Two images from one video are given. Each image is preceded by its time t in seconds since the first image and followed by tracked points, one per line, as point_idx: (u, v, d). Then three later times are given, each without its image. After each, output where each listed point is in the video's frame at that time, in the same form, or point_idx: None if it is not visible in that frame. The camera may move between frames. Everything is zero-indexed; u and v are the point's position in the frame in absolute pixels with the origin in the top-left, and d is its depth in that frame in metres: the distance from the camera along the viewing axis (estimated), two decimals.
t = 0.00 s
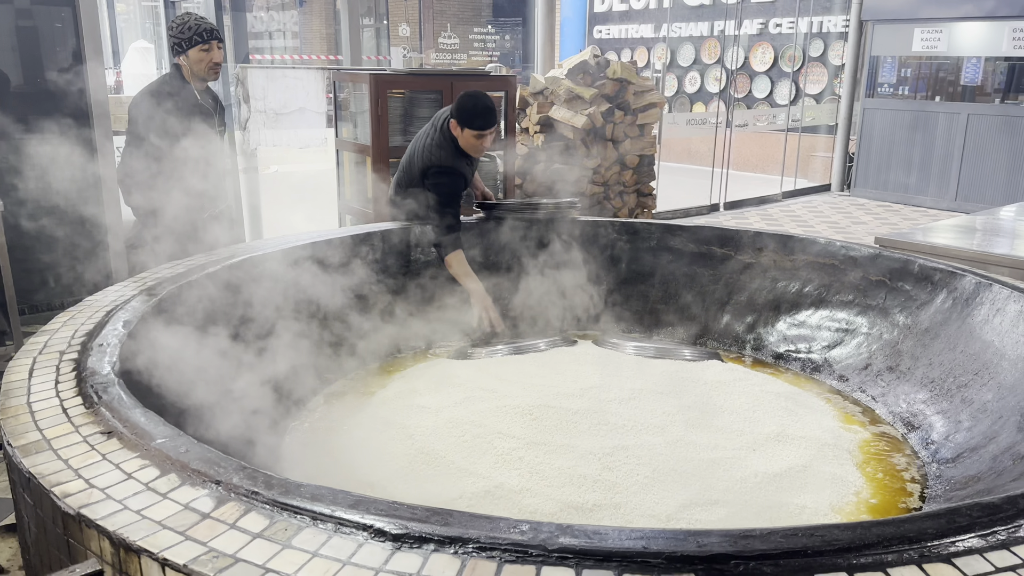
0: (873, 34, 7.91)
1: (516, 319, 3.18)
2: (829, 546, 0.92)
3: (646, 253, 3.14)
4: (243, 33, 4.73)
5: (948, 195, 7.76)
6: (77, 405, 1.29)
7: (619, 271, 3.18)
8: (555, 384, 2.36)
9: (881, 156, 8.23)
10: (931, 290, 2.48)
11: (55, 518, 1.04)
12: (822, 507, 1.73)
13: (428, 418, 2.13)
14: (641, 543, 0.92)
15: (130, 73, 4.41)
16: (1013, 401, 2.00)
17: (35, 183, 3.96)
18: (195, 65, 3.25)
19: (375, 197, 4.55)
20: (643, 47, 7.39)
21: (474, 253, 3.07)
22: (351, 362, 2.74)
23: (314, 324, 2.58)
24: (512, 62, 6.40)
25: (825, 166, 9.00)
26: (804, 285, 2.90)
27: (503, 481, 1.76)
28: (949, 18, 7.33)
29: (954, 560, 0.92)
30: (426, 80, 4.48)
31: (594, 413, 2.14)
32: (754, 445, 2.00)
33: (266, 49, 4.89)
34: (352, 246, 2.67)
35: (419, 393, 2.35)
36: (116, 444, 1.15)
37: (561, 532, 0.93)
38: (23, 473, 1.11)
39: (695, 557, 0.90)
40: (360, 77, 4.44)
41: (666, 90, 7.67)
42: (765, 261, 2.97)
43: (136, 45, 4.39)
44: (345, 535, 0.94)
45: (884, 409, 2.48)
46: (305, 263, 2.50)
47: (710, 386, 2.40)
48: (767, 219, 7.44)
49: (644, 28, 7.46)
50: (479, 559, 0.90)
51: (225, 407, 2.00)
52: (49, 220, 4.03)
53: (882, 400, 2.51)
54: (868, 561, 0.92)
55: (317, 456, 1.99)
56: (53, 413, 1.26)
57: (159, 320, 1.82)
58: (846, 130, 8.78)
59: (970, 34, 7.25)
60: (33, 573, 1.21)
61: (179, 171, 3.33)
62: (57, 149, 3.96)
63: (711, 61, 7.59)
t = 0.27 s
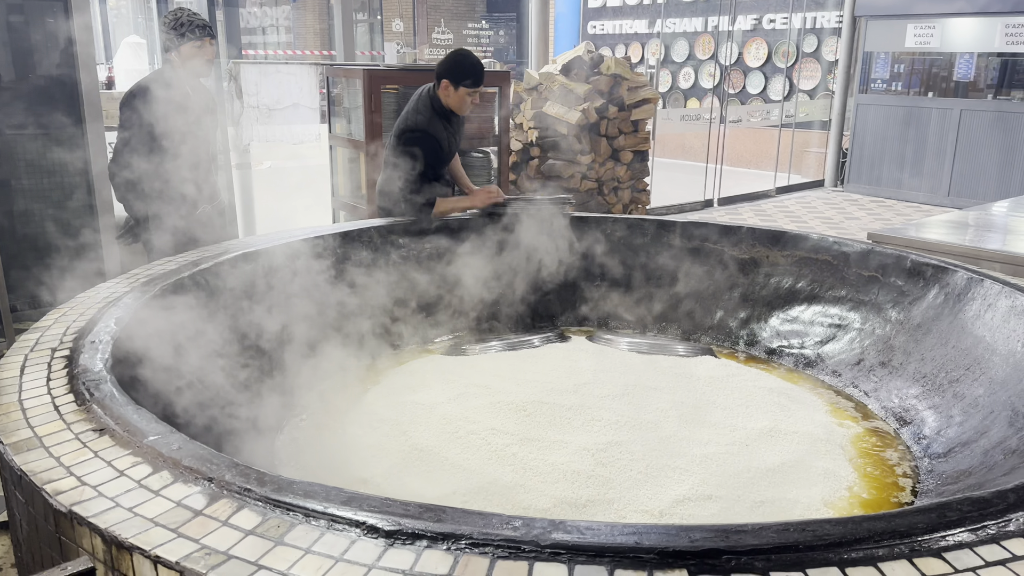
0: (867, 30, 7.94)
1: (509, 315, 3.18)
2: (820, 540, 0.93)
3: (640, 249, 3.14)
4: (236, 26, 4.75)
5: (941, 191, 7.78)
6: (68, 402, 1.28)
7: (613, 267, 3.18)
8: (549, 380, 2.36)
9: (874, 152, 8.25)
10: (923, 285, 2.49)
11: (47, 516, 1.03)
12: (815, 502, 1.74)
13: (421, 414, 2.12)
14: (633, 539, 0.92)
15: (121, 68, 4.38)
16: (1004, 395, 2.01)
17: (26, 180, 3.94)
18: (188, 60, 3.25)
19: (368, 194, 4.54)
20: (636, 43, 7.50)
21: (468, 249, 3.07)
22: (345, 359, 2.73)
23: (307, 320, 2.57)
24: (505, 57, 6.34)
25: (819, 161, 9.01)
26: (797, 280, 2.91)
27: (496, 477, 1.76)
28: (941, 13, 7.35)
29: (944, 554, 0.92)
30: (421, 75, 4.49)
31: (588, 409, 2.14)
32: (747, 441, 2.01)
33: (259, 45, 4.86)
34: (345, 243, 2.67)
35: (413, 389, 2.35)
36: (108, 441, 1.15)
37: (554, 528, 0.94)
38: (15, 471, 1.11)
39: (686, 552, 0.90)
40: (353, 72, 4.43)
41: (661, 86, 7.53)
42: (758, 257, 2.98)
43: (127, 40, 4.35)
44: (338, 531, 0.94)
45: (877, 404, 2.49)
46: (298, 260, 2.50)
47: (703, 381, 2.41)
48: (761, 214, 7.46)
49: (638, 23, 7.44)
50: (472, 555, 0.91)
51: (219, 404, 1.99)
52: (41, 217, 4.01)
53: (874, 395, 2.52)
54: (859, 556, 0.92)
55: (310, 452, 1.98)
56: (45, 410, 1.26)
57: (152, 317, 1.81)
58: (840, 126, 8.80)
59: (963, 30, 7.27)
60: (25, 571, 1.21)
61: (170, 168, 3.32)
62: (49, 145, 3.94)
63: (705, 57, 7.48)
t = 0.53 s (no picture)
0: (859, 28, 7.97)
1: (503, 312, 3.18)
2: (813, 536, 0.93)
3: (633, 247, 3.15)
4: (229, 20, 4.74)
5: (932, 189, 7.82)
6: (60, 400, 1.28)
7: (606, 264, 3.19)
8: (542, 377, 2.36)
9: (865, 150, 8.29)
10: (914, 283, 2.51)
11: (39, 513, 1.03)
12: (807, 498, 1.75)
13: (415, 411, 2.12)
14: (627, 535, 0.92)
15: (113, 64, 4.37)
16: (994, 392, 2.02)
17: (16, 176, 3.91)
18: (177, 56, 3.22)
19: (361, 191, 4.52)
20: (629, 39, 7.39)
21: (461, 245, 3.07)
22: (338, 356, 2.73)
23: (300, 317, 2.57)
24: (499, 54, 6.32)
25: (811, 159, 9.04)
26: (789, 277, 2.92)
27: (490, 474, 1.76)
28: (932, 12, 7.37)
29: (936, 550, 0.93)
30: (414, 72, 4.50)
31: (580, 405, 2.15)
32: (739, 437, 2.02)
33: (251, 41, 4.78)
34: (337, 239, 2.66)
35: (407, 385, 2.35)
36: (100, 439, 1.14)
37: (548, 524, 0.94)
38: (6, 469, 1.10)
39: (680, 549, 0.91)
40: (346, 69, 4.40)
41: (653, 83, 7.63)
42: (750, 254, 2.99)
43: (119, 36, 4.32)
44: (331, 529, 0.94)
45: (868, 400, 2.50)
46: (290, 256, 2.49)
47: (696, 378, 2.42)
48: (753, 212, 7.47)
49: (630, 20, 7.39)
50: (466, 552, 0.91)
51: (211, 401, 1.98)
52: (31, 214, 3.99)
53: (866, 391, 2.53)
54: (852, 551, 0.93)
55: (303, 449, 1.98)
56: (36, 407, 1.25)
57: (144, 315, 1.81)
58: (831, 124, 8.83)
59: (954, 28, 7.29)
60: (16, 569, 1.20)
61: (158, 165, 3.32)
62: (39, 141, 3.91)
63: (698, 54, 7.60)
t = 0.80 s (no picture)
0: (854, 29, 7.99)
1: (499, 311, 3.17)
2: (810, 536, 0.94)
3: (629, 246, 3.15)
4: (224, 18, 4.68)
5: (927, 189, 7.84)
6: (56, 398, 1.27)
7: (602, 264, 3.19)
8: (539, 377, 2.36)
9: (861, 150, 8.31)
10: (909, 283, 2.51)
11: (36, 512, 1.03)
12: (803, 498, 1.75)
13: (412, 411, 2.12)
14: (625, 535, 0.92)
15: (108, 61, 4.38)
16: (989, 392, 2.03)
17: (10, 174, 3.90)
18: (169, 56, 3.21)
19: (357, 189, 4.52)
20: (626, 39, 7.51)
21: (457, 244, 3.07)
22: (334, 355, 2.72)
23: (296, 316, 2.56)
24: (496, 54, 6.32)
25: (806, 159, 9.05)
26: (785, 278, 2.93)
27: (487, 473, 1.76)
28: (927, 13, 7.40)
29: (933, 550, 0.93)
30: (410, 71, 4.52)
31: (578, 405, 2.15)
32: (736, 437, 2.02)
33: (246, 39, 4.81)
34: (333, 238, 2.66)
35: (404, 384, 2.35)
36: (97, 438, 1.14)
37: (546, 524, 0.94)
38: (2, 467, 1.10)
39: (678, 549, 0.91)
40: (342, 67, 4.38)
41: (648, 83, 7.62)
42: (746, 254, 2.99)
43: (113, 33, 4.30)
44: (329, 528, 0.94)
45: (863, 400, 2.51)
46: (286, 255, 2.48)
47: (693, 378, 2.42)
48: (748, 212, 7.49)
49: (626, 20, 7.43)
50: (464, 552, 0.91)
51: (207, 400, 1.98)
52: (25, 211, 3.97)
53: (861, 391, 2.54)
54: (849, 551, 0.93)
55: (300, 448, 1.98)
56: (33, 406, 1.25)
57: (139, 313, 1.80)
58: (827, 125, 8.85)
59: (949, 29, 7.33)
60: (12, 568, 1.20)
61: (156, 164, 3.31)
62: (33, 138, 3.90)
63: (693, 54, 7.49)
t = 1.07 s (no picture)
0: (853, 32, 8.01)
1: (497, 314, 3.17)
2: (810, 538, 0.94)
3: (628, 249, 3.15)
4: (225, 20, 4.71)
5: (926, 193, 7.86)
6: (58, 398, 1.27)
7: (601, 265, 3.19)
8: (538, 378, 2.37)
9: (859, 154, 8.33)
10: (909, 286, 2.52)
11: (38, 512, 1.03)
12: (803, 501, 1.76)
13: (411, 412, 2.12)
14: (626, 537, 0.93)
15: (108, 61, 4.37)
16: (988, 396, 2.04)
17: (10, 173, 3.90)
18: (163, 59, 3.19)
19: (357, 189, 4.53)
20: (625, 42, 7.52)
21: (457, 246, 3.07)
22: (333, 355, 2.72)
23: (296, 316, 2.57)
24: (495, 56, 6.31)
25: (805, 162, 9.06)
26: (784, 280, 2.93)
27: (487, 474, 1.76)
28: (926, 16, 7.41)
29: (933, 553, 0.94)
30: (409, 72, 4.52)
31: (577, 406, 2.15)
32: (736, 440, 2.02)
33: (246, 39, 4.83)
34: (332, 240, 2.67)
35: (403, 385, 2.35)
36: (99, 438, 1.14)
37: (547, 525, 0.94)
38: (4, 467, 1.10)
39: (679, 550, 0.91)
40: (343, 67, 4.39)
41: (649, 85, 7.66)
42: (746, 257, 3.00)
43: (113, 33, 4.31)
44: (331, 528, 0.94)
45: (862, 403, 2.51)
46: (285, 256, 2.48)
47: (692, 380, 2.43)
48: (747, 214, 7.49)
49: (626, 22, 7.48)
50: (466, 552, 0.91)
51: (207, 401, 1.98)
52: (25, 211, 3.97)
53: (860, 394, 2.55)
54: (848, 554, 0.94)
55: (301, 449, 1.98)
56: (35, 406, 1.25)
57: (140, 313, 1.81)
58: (825, 127, 8.86)
59: (948, 33, 7.34)
60: (14, 568, 1.20)
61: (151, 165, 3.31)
62: (34, 138, 3.90)
63: (693, 57, 7.62)
